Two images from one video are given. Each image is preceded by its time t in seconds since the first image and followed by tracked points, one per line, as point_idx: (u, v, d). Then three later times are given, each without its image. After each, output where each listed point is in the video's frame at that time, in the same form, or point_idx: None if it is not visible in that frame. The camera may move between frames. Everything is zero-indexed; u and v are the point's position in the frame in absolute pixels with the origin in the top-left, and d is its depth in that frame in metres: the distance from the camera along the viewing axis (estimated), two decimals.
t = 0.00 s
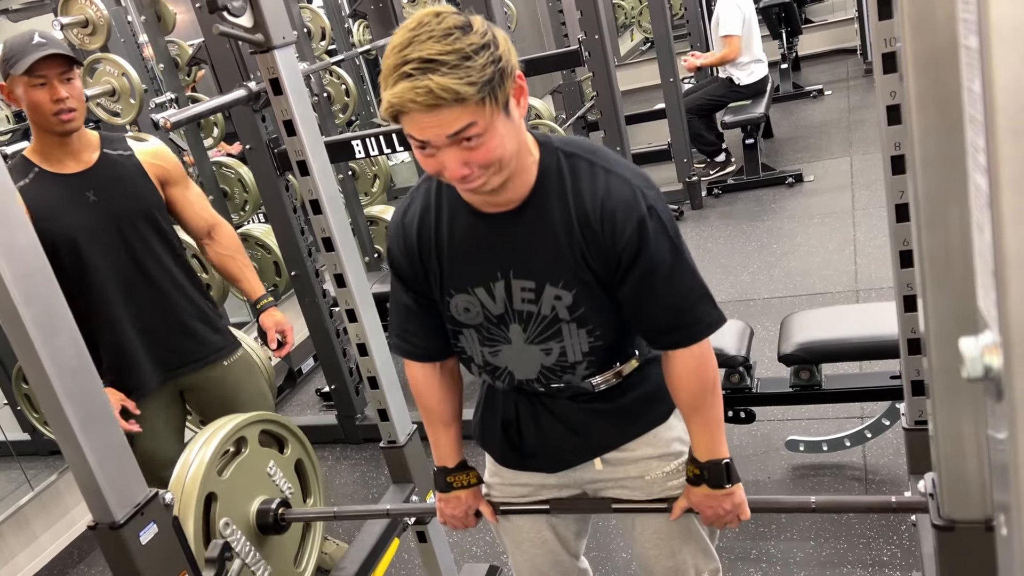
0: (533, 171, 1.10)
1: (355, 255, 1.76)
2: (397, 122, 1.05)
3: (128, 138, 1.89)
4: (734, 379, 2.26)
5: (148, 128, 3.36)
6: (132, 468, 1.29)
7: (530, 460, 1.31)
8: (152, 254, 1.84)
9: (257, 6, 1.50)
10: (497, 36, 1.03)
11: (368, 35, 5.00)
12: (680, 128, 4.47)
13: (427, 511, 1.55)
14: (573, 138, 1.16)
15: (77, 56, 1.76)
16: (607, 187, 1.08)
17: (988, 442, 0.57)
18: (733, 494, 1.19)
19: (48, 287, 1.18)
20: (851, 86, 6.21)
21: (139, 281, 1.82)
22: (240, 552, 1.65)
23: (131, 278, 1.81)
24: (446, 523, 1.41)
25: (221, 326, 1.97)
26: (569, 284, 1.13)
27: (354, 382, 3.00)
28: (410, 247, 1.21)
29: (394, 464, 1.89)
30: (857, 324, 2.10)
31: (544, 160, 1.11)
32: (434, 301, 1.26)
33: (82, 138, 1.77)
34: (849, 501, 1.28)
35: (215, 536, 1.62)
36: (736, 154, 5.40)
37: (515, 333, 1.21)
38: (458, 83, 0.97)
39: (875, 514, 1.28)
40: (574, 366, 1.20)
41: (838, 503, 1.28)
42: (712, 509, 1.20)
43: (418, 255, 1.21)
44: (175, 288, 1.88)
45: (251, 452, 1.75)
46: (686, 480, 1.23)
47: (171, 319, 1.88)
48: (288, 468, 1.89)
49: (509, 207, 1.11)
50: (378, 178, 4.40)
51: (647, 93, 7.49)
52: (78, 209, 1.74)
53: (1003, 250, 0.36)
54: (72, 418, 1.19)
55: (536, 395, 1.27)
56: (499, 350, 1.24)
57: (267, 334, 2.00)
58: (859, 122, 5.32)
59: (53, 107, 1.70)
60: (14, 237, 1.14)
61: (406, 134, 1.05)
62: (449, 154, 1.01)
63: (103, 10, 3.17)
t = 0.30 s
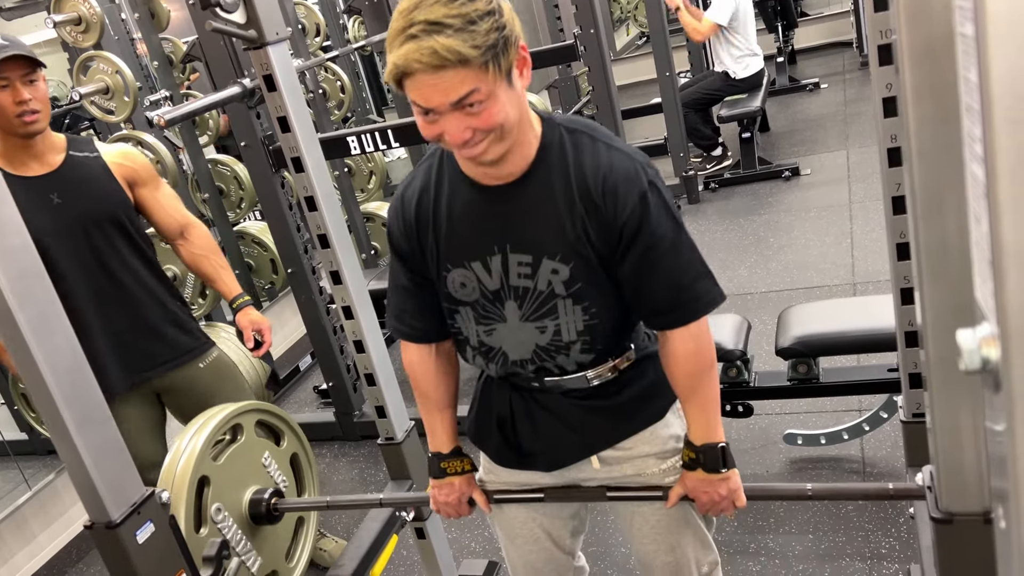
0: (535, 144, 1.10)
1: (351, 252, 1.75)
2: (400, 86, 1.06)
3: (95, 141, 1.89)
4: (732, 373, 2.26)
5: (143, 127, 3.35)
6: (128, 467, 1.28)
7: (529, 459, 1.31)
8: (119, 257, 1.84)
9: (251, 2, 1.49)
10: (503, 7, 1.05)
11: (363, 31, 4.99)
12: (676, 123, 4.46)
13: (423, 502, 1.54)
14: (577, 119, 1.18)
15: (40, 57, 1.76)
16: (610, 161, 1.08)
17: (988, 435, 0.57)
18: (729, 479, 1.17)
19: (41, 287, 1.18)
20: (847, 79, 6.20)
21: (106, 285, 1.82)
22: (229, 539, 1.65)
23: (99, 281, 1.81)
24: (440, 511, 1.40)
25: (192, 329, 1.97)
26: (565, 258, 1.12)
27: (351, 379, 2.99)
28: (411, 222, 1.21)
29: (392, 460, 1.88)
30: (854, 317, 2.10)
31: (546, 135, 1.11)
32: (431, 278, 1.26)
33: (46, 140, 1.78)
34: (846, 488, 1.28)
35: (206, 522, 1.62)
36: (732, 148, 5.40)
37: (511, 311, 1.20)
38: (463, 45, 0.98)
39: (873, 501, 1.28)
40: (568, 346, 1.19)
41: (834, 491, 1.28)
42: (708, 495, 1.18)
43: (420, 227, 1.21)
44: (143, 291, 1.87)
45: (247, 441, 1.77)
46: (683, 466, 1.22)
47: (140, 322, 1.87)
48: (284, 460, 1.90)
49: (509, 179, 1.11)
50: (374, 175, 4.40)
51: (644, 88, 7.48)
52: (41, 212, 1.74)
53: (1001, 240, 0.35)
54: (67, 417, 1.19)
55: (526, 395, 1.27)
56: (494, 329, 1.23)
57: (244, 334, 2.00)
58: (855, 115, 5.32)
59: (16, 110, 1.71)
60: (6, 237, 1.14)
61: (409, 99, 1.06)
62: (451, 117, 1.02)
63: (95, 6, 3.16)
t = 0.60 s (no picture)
0: (542, 112, 1.11)
1: (350, 251, 1.75)
2: (414, 35, 1.09)
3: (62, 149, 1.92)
4: (731, 368, 2.26)
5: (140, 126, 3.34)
6: (128, 466, 1.28)
7: (526, 456, 1.31)
8: (89, 263, 1.88)
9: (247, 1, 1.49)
10: None
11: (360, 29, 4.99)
12: (673, 118, 4.46)
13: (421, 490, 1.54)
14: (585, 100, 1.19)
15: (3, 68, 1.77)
16: (619, 132, 1.09)
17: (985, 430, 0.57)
18: (727, 462, 1.16)
19: (38, 287, 1.18)
20: (844, 73, 6.20)
21: (76, 290, 1.86)
22: (223, 525, 1.66)
23: (69, 287, 1.85)
24: (437, 498, 1.39)
25: (163, 331, 2.02)
26: (567, 223, 1.12)
27: (351, 377, 2.99)
28: (417, 190, 1.22)
29: (392, 458, 1.88)
30: (852, 311, 2.10)
31: (553, 106, 1.13)
32: (432, 249, 1.25)
33: (12, 149, 1.80)
34: (846, 472, 1.28)
35: (201, 507, 1.63)
36: (730, 143, 5.40)
37: (509, 280, 1.19)
38: None
39: (874, 485, 1.28)
40: (564, 317, 1.18)
41: (834, 475, 1.29)
42: (705, 477, 1.17)
43: (425, 194, 1.21)
44: (113, 295, 1.92)
45: (245, 428, 1.78)
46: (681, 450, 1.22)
47: (111, 326, 1.92)
48: (282, 451, 1.91)
49: (514, 146, 1.12)
50: (372, 172, 4.39)
51: (641, 83, 7.48)
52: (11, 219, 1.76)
53: (999, 234, 0.35)
54: (65, 417, 1.19)
55: (527, 389, 1.27)
56: (492, 299, 1.21)
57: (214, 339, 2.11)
58: (853, 109, 5.31)
59: None
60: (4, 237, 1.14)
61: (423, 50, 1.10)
62: (460, 64, 1.06)
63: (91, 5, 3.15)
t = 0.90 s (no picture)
0: (546, 92, 1.15)
1: (347, 250, 1.75)
2: None
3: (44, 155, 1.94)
4: (730, 365, 2.26)
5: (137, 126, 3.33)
6: (127, 467, 1.28)
7: (521, 457, 1.31)
8: (78, 264, 1.89)
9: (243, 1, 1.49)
10: None
11: (357, 28, 4.98)
12: (671, 115, 4.46)
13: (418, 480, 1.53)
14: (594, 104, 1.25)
15: None
16: (626, 114, 1.14)
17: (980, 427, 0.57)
18: (726, 445, 1.16)
19: (36, 289, 1.18)
20: (842, 69, 6.19)
21: (66, 291, 1.88)
22: (217, 512, 1.65)
23: (60, 288, 1.87)
24: (434, 487, 1.38)
25: (150, 331, 2.04)
26: (565, 188, 1.13)
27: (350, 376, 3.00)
28: (423, 165, 1.25)
29: (392, 456, 1.88)
30: (851, 308, 2.10)
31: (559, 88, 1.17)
32: (431, 220, 1.26)
33: None
34: (844, 459, 1.28)
35: (197, 491, 1.62)
36: (728, 140, 5.40)
37: (504, 247, 1.18)
38: None
39: (875, 470, 1.28)
40: (555, 287, 1.17)
41: (833, 462, 1.29)
42: (704, 460, 1.17)
43: (431, 166, 1.24)
44: (102, 296, 1.94)
45: (244, 420, 1.78)
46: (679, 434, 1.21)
47: (100, 326, 1.94)
48: (282, 447, 1.91)
49: (517, 117, 1.15)
50: (369, 171, 4.40)
51: (639, 80, 7.48)
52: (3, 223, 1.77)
53: (992, 229, 0.35)
54: (64, 417, 1.19)
55: (519, 387, 1.28)
56: (486, 267, 1.21)
57: (199, 338, 2.21)
58: (850, 105, 5.31)
59: None
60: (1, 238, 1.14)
61: None
62: (469, 4, 1.10)
63: (87, 6, 3.14)
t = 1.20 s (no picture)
0: (549, 91, 1.16)
1: (346, 249, 1.75)
2: None
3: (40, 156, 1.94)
4: (729, 362, 2.26)
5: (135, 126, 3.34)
6: (127, 467, 1.28)
7: (521, 457, 1.31)
8: (77, 263, 1.90)
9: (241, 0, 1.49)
10: None
11: (355, 26, 4.98)
12: (670, 112, 4.46)
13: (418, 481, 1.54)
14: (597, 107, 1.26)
15: None
16: (627, 112, 1.14)
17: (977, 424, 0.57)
18: (726, 444, 1.17)
19: (35, 289, 1.18)
20: (840, 65, 6.19)
21: (66, 289, 1.88)
22: (215, 508, 1.65)
23: (60, 286, 1.87)
24: (433, 486, 1.38)
25: (144, 330, 2.05)
26: (566, 182, 1.12)
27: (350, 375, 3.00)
28: (427, 163, 1.26)
29: (392, 456, 1.88)
30: (850, 304, 2.10)
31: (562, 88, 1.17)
32: (433, 217, 1.26)
33: None
34: (843, 458, 1.28)
35: (197, 484, 1.62)
36: (727, 136, 5.40)
37: (504, 241, 1.18)
38: None
39: (874, 470, 1.28)
40: (555, 281, 1.16)
41: (833, 463, 1.29)
42: (704, 460, 1.17)
43: (435, 164, 1.25)
44: (100, 294, 1.94)
45: (246, 420, 1.79)
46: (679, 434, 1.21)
47: (98, 324, 1.94)
48: (284, 452, 1.91)
49: (521, 114, 1.15)
50: (368, 169, 4.40)
51: (637, 78, 7.48)
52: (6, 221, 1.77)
53: (987, 227, 0.35)
54: (64, 418, 1.19)
55: (519, 386, 1.28)
56: (486, 262, 1.20)
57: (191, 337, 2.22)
58: (848, 101, 5.31)
59: None
60: None
61: None
62: None
63: (85, 6, 3.13)
